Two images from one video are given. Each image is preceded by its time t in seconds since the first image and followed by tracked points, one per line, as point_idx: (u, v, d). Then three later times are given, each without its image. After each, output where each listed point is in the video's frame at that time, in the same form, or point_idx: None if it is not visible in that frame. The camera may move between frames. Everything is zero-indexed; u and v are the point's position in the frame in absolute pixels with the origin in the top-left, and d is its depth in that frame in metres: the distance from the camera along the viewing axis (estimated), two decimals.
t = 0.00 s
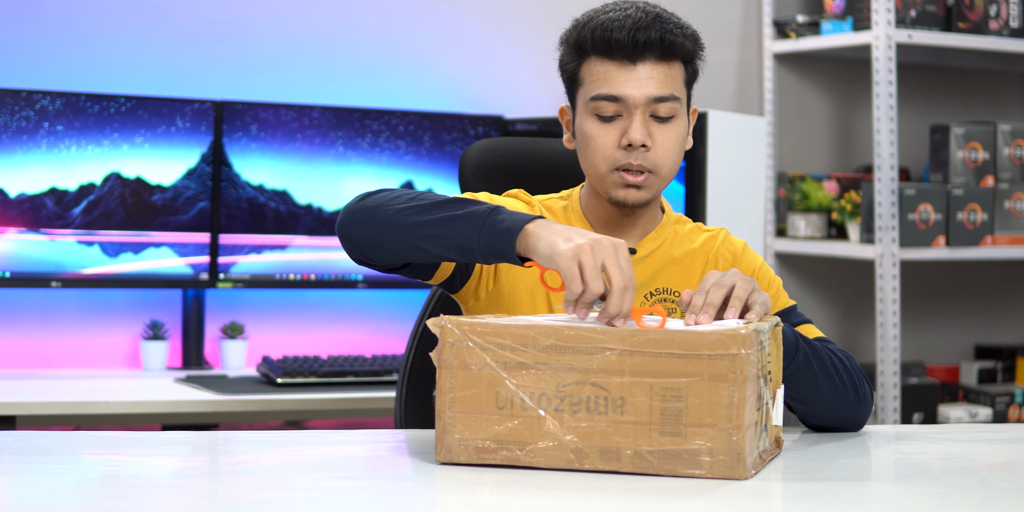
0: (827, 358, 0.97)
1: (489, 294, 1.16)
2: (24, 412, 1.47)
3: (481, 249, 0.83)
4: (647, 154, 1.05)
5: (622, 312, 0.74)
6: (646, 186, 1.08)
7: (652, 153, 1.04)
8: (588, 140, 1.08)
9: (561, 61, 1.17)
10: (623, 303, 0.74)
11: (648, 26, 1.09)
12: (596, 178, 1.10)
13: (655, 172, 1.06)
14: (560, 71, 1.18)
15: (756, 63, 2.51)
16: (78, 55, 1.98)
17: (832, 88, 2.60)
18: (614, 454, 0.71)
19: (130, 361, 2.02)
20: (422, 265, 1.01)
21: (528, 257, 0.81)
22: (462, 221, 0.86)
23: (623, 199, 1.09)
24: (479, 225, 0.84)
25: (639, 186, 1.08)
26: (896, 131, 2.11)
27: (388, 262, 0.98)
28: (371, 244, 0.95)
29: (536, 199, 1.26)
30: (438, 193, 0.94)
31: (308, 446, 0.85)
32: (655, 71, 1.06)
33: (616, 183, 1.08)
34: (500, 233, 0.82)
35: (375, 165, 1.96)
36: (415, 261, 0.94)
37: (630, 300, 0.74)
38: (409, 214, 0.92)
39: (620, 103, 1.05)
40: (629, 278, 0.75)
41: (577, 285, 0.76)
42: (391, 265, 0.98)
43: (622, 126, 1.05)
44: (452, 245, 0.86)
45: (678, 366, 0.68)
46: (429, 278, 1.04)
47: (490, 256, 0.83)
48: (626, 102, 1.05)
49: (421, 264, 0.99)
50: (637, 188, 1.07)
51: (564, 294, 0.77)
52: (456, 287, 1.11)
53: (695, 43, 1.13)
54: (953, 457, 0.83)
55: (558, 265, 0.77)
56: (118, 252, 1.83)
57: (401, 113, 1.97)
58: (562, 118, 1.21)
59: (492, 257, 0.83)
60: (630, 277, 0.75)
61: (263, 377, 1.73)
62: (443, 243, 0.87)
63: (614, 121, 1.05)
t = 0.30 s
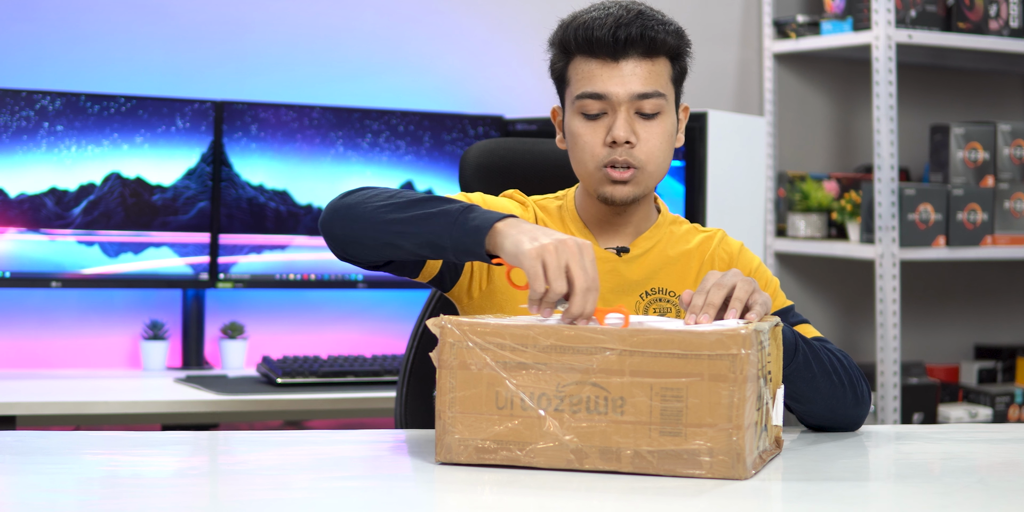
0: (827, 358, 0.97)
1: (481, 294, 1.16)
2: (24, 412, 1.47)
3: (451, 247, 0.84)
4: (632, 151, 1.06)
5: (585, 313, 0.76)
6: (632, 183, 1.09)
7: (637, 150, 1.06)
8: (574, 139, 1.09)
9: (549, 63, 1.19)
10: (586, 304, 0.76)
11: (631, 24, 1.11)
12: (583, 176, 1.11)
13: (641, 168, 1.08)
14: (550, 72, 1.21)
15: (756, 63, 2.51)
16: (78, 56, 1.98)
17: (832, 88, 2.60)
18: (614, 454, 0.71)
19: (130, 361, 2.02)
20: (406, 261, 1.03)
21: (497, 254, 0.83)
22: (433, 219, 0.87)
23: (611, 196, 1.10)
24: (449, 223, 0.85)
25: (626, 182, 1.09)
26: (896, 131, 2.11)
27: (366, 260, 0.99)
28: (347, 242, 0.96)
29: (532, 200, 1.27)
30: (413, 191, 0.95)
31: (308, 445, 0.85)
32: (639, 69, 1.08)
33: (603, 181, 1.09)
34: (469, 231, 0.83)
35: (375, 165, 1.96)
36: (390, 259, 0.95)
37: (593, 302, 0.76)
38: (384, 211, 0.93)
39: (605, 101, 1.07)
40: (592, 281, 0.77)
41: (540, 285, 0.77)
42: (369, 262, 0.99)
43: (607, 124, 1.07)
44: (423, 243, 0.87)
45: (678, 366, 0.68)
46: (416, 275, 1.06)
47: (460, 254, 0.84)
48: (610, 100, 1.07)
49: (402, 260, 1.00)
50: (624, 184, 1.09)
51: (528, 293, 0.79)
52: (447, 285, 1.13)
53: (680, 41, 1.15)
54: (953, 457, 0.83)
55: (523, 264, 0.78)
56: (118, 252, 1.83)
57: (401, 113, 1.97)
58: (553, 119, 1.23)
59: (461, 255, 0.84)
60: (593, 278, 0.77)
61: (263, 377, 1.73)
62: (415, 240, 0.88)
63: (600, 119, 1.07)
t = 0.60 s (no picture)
0: (826, 358, 0.97)
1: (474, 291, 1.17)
2: (24, 412, 1.47)
3: (419, 243, 0.87)
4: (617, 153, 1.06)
5: (545, 307, 0.78)
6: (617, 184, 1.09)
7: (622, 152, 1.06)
8: (562, 139, 1.09)
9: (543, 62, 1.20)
10: (545, 298, 0.77)
11: (618, 25, 1.12)
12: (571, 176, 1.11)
13: (626, 170, 1.08)
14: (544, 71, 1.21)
15: (756, 63, 2.51)
16: (78, 56, 1.98)
17: (832, 88, 2.60)
18: (614, 454, 0.71)
19: (130, 361, 2.02)
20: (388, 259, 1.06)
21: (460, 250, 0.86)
22: (404, 216, 0.90)
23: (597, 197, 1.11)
24: (420, 219, 0.88)
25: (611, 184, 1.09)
26: (896, 131, 2.11)
27: (346, 258, 1.02)
28: (326, 239, 0.99)
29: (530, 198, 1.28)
30: (389, 190, 0.99)
31: (308, 445, 0.85)
32: (626, 71, 1.08)
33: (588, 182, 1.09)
34: (435, 226, 0.86)
35: (375, 165, 1.95)
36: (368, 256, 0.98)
37: (552, 297, 0.78)
38: (359, 209, 0.96)
39: (592, 102, 1.07)
40: (550, 276, 0.78)
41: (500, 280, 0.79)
42: (349, 260, 1.02)
43: (593, 125, 1.07)
44: (395, 239, 0.90)
45: (678, 366, 0.68)
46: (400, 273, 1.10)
47: (428, 249, 0.87)
48: (597, 101, 1.07)
49: (383, 257, 1.03)
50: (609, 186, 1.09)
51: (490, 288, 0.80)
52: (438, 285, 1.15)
53: (670, 43, 1.16)
54: (953, 457, 0.83)
55: (482, 260, 0.79)
56: (118, 252, 1.83)
57: (401, 114, 1.97)
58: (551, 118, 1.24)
59: (428, 250, 0.87)
60: (551, 272, 0.78)
61: (263, 377, 1.73)
62: (387, 236, 0.91)
63: (586, 120, 1.07)
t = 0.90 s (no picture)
0: (825, 358, 0.97)
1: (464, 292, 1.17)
2: (24, 412, 1.47)
3: (396, 242, 0.90)
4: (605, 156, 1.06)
5: (513, 305, 0.81)
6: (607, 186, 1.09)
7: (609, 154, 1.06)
8: (552, 142, 1.10)
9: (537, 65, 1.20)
10: (513, 297, 0.80)
11: (605, 28, 1.12)
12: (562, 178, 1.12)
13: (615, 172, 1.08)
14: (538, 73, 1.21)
15: (756, 63, 2.51)
16: (78, 56, 1.98)
17: (832, 88, 2.60)
18: (614, 454, 0.71)
19: (130, 361, 2.02)
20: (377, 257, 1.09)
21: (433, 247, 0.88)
22: (383, 215, 0.94)
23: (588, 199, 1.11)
24: (396, 219, 0.91)
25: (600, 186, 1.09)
26: (896, 131, 2.11)
27: (333, 257, 1.05)
28: (311, 240, 1.03)
29: (527, 200, 1.28)
30: (371, 190, 1.02)
31: (308, 445, 0.85)
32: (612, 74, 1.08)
33: (579, 185, 1.10)
34: (409, 226, 0.89)
35: (375, 165, 1.95)
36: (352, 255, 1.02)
37: (520, 294, 0.81)
38: (342, 209, 0.99)
39: (580, 105, 1.07)
40: (517, 273, 0.81)
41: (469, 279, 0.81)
42: (337, 260, 1.06)
43: (582, 128, 1.07)
44: (374, 238, 0.94)
45: (678, 366, 0.68)
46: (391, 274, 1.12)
47: (404, 248, 0.90)
48: (585, 104, 1.07)
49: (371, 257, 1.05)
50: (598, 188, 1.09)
51: (458, 286, 0.82)
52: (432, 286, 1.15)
53: (658, 44, 1.15)
54: (953, 457, 0.83)
55: (450, 258, 0.81)
56: (118, 252, 1.83)
57: (400, 114, 1.97)
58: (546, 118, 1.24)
59: (404, 249, 0.90)
60: (518, 271, 0.81)
61: (263, 377, 1.73)
62: (366, 235, 0.94)
63: (574, 123, 1.07)
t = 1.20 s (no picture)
0: (824, 358, 0.98)
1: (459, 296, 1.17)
2: (24, 412, 1.48)
3: (380, 241, 0.91)
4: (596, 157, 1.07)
5: (493, 303, 0.80)
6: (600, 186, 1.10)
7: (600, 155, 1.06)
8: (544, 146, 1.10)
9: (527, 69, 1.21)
10: (492, 294, 0.80)
11: (590, 29, 1.12)
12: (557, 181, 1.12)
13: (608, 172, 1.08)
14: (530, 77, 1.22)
15: (756, 63, 2.51)
16: (78, 56, 1.98)
17: (832, 88, 2.60)
18: (614, 454, 0.71)
19: (130, 361, 2.02)
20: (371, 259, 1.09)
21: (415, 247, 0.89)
22: (369, 216, 0.95)
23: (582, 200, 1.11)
24: (382, 219, 0.93)
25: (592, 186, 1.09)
26: (896, 131, 2.11)
27: (325, 261, 1.06)
28: (302, 244, 1.04)
29: (524, 201, 1.29)
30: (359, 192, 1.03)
31: (308, 445, 0.85)
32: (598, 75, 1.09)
33: (573, 186, 1.10)
34: (392, 226, 0.90)
35: (375, 165, 1.95)
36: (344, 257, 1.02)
37: (500, 291, 0.80)
38: (331, 211, 1.01)
39: (568, 107, 1.07)
40: (496, 270, 0.81)
41: (448, 278, 0.81)
42: (331, 263, 1.07)
43: (571, 130, 1.07)
44: (361, 239, 0.95)
45: (678, 366, 0.68)
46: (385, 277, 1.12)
47: (388, 248, 0.91)
48: (573, 106, 1.07)
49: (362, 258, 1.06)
50: (590, 188, 1.09)
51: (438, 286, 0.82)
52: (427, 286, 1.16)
53: (644, 41, 1.16)
54: (953, 457, 0.83)
55: (429, 257, 0.81)
56: (118, 252, 1.83)
57: (400, 113, 1.97)
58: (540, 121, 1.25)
59: (388, 249, 0.91)
60: (497, 268, 0.81)
61: (263, 377, 1.73)
62: (353, 236, 0.96)
63: (563, 125, 1.08)
